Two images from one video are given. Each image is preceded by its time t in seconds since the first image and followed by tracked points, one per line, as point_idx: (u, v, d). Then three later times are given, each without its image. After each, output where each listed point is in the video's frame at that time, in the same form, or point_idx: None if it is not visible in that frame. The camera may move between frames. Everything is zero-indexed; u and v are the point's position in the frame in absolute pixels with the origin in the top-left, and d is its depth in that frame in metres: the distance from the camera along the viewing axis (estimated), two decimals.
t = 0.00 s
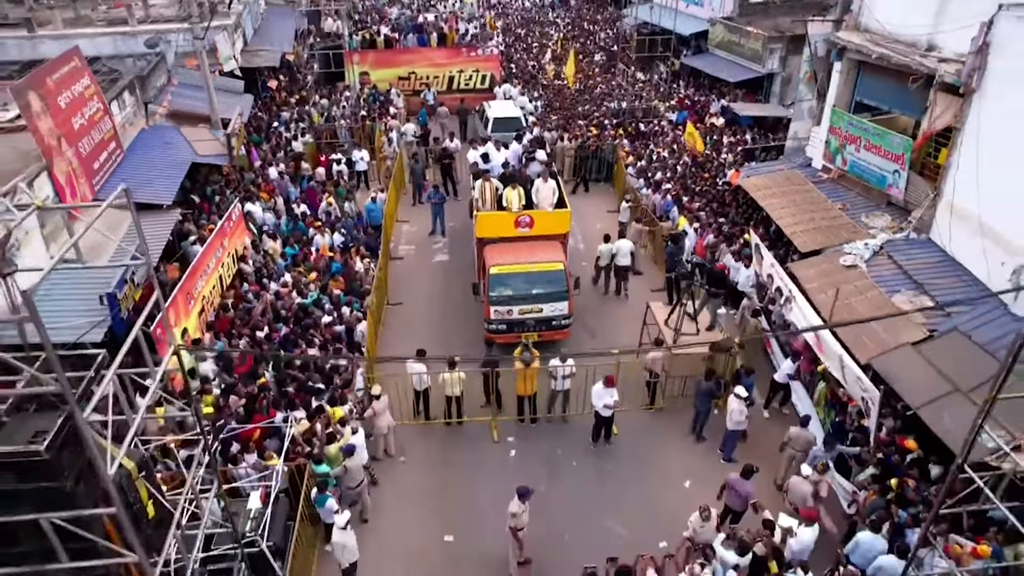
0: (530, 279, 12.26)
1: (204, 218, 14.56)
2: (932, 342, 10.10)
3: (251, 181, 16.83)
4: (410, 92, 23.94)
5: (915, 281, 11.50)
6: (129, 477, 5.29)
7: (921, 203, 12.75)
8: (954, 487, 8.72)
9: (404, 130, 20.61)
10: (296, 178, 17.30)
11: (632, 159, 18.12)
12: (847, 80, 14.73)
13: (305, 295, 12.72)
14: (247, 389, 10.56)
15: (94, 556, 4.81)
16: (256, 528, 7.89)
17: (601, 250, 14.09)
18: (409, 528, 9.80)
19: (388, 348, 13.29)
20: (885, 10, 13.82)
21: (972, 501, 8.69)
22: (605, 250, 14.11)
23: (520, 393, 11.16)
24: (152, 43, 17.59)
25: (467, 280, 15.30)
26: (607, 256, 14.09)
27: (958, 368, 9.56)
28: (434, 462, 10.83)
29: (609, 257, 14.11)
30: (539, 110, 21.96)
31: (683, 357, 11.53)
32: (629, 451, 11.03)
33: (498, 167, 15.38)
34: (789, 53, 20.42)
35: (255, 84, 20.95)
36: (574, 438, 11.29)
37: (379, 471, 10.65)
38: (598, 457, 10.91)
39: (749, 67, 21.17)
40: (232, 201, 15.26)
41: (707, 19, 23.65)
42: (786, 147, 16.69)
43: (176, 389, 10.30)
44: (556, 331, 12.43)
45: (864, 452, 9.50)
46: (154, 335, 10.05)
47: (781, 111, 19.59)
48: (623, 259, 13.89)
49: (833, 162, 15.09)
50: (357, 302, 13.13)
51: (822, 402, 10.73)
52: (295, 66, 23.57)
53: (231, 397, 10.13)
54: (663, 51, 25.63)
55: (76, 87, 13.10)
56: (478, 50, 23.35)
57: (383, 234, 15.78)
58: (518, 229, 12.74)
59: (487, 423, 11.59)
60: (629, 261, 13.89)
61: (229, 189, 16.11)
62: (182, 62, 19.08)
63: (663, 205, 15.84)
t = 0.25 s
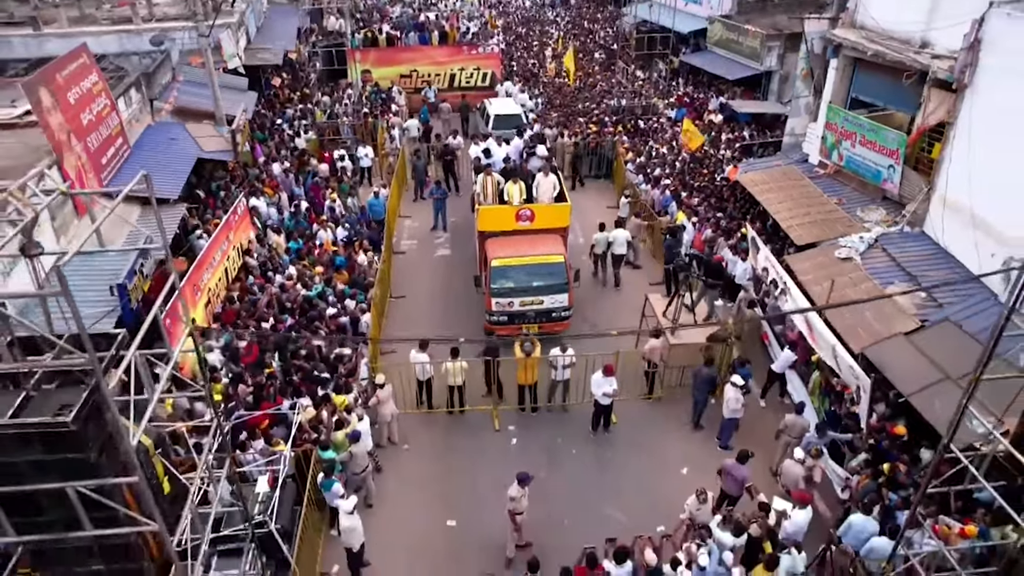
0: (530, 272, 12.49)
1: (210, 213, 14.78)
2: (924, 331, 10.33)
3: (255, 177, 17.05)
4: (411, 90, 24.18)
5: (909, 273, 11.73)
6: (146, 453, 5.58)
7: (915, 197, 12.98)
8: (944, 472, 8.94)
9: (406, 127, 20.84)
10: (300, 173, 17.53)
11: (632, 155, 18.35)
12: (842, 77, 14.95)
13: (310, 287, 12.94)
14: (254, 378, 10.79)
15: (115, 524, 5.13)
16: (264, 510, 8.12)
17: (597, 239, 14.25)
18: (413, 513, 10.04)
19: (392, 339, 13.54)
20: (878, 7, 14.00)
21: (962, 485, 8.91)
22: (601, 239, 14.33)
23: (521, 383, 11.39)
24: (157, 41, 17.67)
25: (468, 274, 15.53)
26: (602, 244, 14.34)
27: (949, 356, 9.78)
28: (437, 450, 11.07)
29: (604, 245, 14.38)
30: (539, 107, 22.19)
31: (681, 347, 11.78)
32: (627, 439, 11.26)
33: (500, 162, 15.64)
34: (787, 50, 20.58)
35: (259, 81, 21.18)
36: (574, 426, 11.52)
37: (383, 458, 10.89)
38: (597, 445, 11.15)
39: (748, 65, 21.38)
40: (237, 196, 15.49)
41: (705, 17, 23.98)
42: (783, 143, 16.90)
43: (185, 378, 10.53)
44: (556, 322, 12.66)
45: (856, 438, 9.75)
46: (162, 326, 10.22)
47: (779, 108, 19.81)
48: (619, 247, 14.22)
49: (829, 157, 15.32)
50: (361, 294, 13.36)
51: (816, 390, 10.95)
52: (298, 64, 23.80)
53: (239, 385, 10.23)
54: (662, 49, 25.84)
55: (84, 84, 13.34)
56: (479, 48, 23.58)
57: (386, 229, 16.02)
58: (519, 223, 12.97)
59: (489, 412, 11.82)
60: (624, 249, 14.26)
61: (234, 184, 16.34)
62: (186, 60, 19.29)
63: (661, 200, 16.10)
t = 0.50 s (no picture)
0: (531, 263, 12.75)
1: (217, 206, 15.05)
2: (915, 319, 10.60)
3: (260, 172, 17.30)
4: (413, 87, 24.47)
5: (901, 264, 12.00)
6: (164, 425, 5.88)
7: (908, 190, 13.25)
8: (933, 454, 9.19)
9: (408, 124, 21.11)
10: (304, 168, 17.79)
11: (631, 151, 18.63)
12: (837, 73, 15.23)
13: (315, 278, 13.20)
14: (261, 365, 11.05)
15: (137, 490, 5.44)
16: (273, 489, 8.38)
17: (595, 225, 14.92)
18: (417, 495, 10.31)
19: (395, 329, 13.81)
20: (873, 4, 14.22)
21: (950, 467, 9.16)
22: (598, 226, 15.02)
23: (522, 370, 11.67)
24: (161, 37, 17.86)
25: (470, 266, 15.81)
26: (600, 231, 15.04)
27: (939, 343, 10.05)
28: (440, 435, 11.35)
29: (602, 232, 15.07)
30: (539, 104, 22.47)
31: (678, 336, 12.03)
32: (625, 425, 11.54)
33: (500, 155, 15.96)
34: (785, 48, 20.68)
35: (263, 78, 21.45)
36: (574, 413, 11.79)
37: (387, 443, 11.16)
38: (596, 430, 11.42)
39: (745, 63, 21.63)
40: (242, 190, 15.74)
41: (704, 15, 24.30)
42: (780, 138, 17.17)
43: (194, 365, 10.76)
44: (555, 313, 12.92)
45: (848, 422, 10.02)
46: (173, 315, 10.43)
47: (776, 105, 20.07)
48: (616, 233, 14.94)
49: (824, 152, 15.57)
50: (365, 285, 13.63)
51: (810, 377, 11.21)
52: (301, 61, 24.06)
53: (247, 372, 10.53)
54: (661, 47, 26.08)
55: (94, 79, 13.62)
56: (480, 45, 23.86)
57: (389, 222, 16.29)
58: (519, 215, 13.25)
59: (490, 399, 12.09)
60: (622, 235, 14.98)
61: (239, 178, 16.59)
62: (192, 57, 19.55)
63: (659, 194, 16.18)
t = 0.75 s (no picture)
0: (531, 257, 12.98)
1: (222, 201, 15.29)
2: (906, 309, 10.82)
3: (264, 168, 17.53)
4: (414, 85, 24.70)
5: (894, 256, 12.22)
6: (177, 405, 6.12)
7: (901, 185, 13.47)
8: (924, 440, 9.40)
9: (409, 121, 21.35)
10: (307, 164, 18.02)
11: (629, 147, 18.87)
12: (832, 70, 15.47)
13: (319, 271, 13.44)
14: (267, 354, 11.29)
15: (153, 465, 5.69)
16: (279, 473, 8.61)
17: (592, 216, 15.36)
18: (419, 482, 10.55)
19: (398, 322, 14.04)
20: (868, 2, 14.47)
21: (941, 452, 9.36)
22: (596, 217, 15.45)
23: (522, 360, 11.92)
24: (166, 35, 18.34)
25: (470, 260, 16.06)
26: (598, 221, 15.47)
27: (929, 332, 10.27)
28: (442, 423, 11.60)
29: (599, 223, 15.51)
30: (539, 102, 22.69)
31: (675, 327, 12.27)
32: (623, 414, 11.78)
33: (500, 150, 16.19)
34: (782, 46, 20.90)
35: (266, 76, 21.69)
36: (574, 403, 12.02)
37: (390, 431, 11.41)
38: (595, 419, 11.66)
39: (743, 61, 21.82)
40: (247, 185, 15.99)
41: (702, 14, 24.46)
42: (776, 135, 17.39)
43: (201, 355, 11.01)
44: (555, 305, 13.15)
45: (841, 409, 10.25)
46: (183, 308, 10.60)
47: (773, 102, 20.28)
48: (613, 223, 15.38)
49: (819, 148, 15.79)
50: (368, 278, 13.86)
51: (805, 367, 11.43)
52: (304, 59, 24.30)
53: (254, 361, 10.77)
54: (660, 45, 26.27)
55: (101, 76, 13.87)
56: (481, 44, 24.08)
57: (391, 217, 16.53)
58: (519, 209, 13.49)
59: (491, 389, 12.33)
60: (618, 225, 15.46)
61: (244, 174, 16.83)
62: (196, 55, 19.81)
63: (658, 189, 16.44)
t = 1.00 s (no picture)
0: (531, 250, 13.20)
1: (226, 196, 15.52)
2: (899, 301, 11.04)
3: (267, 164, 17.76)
4: (415, 83, 24.93)
5: (888, 250, 12.43)
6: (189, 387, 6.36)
7: (895, 180, 13.69)
8: (914, 427, 9.61)
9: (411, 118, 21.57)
10: (310, 160, 18.24)
11: (628, 144, 19.10)
12: (828, 68, 15.70)
13: (324, 264, 13.66)
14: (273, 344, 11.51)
15: (167, 442, 5.93)
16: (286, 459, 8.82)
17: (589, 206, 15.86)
18: (422, 469, 10.79)
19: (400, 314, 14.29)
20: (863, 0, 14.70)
21: (931, 440, 9.58)
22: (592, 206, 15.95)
23: (522, 351, 12.15)
24: (171, 33, 18.52)
25: (471, 255, 16.29)
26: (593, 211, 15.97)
27: (921, 323, 10.48)
28: (443, 413, 11.83)
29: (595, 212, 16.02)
30: (539, 99, 22.90)
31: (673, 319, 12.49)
32: (621, 403, 12.02)
33: (500, 146, 16.41)
34: (779, 45, 21.10)
35: (269, 74, 21.93)
36: (573, 393, 12.25)
37: (393, 420, 11.64)
38: (594, 408, 11.90)
39: (741, 59, 22.00)
40: (251, 181, 16.22)
41: (700, 13, 24.61)
42: (773, 131, 17.61)
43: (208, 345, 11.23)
44: (555, 298, 13.36)
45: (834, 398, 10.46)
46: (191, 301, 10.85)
47: (771, 100, 20.48)
48: (609, 212, 15.87)
49: (816, 144, 16.01)
50: (371, 272, 14.09)
51: (800, 358, 11.63)
52: (306, 57, 24.53)
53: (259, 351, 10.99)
54: (659, 43, 26.46)
55: (109, 73, 14.09)
56: (481, 42, 24.31)
57: (393, 212, 16.77)
58: (520, 204, 13.72)
59: (492, 380, 12.56)
60: (614, 214, 15.96)
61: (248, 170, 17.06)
62: (200, 53, 20.05)
63: (656, 185, 16.68)
